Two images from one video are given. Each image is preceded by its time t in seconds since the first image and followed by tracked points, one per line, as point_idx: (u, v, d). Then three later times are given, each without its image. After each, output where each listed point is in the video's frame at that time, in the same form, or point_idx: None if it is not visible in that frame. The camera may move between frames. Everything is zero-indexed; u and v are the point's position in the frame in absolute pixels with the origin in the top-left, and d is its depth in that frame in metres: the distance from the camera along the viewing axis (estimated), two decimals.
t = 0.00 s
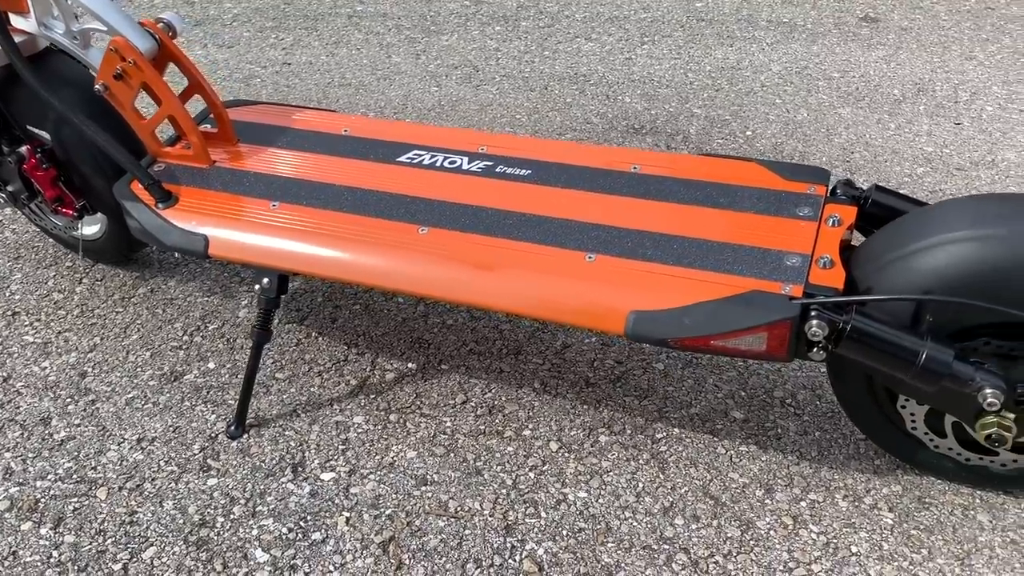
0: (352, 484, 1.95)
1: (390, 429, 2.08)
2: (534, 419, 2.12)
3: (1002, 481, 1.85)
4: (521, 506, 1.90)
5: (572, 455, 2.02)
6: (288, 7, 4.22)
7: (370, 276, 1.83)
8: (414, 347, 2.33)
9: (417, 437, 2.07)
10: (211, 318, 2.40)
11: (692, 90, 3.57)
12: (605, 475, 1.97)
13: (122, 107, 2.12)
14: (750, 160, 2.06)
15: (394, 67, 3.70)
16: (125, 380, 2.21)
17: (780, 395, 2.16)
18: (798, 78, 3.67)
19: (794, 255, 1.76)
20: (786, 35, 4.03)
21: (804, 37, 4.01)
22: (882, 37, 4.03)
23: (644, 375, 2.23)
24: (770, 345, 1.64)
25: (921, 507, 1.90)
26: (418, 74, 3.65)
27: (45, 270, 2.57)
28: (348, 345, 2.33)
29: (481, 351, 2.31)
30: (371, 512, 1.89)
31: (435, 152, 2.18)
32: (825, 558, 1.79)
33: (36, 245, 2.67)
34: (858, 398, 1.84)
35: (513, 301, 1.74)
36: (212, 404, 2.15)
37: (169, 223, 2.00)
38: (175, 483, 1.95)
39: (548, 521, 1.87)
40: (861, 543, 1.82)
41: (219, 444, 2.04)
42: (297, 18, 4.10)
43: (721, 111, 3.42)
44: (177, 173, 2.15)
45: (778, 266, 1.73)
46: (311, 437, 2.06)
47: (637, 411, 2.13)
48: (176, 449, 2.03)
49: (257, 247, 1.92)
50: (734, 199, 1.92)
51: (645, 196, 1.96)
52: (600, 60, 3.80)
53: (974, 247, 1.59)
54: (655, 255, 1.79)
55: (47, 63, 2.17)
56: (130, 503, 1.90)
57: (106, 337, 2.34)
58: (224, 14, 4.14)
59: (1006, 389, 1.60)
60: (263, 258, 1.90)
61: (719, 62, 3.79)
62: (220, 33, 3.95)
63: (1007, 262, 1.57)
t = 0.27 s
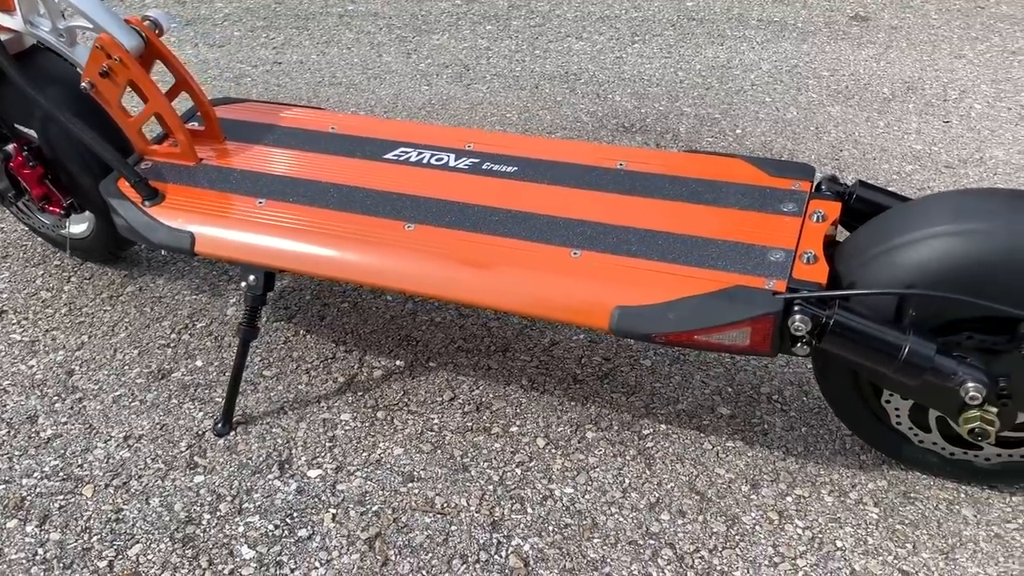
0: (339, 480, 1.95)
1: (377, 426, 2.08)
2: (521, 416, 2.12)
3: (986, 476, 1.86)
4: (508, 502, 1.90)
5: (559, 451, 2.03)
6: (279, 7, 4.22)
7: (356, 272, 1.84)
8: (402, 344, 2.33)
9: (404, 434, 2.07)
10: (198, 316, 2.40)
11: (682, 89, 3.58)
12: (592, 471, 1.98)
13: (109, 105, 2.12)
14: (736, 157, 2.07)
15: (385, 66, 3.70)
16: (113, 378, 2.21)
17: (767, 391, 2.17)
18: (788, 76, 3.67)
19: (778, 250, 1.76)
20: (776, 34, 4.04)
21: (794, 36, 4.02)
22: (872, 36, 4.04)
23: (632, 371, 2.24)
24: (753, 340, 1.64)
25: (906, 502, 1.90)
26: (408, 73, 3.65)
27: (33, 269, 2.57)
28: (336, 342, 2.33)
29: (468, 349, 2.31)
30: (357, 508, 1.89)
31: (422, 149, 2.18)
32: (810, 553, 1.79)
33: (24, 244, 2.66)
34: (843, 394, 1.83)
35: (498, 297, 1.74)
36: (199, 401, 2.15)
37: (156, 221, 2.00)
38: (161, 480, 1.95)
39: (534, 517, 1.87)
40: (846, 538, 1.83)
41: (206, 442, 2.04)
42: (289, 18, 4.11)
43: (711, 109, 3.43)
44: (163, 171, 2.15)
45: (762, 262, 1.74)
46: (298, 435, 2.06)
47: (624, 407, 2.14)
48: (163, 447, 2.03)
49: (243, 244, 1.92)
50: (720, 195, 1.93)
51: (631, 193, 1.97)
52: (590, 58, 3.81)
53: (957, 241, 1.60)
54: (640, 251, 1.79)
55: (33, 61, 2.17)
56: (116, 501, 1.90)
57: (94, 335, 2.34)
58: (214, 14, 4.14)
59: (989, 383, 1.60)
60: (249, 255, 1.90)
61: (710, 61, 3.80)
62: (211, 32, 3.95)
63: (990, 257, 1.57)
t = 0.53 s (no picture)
0: (325, 478, 1.95)
1: (364, 424, 2.09)
2: (508, 413, 2.12)
3: (969, 471, 1.86)
4: (494, 499, 1.91)
5: (545, 448, 2.03)
6: (270, 7, 4.22)
7: (341, 269, 1.84)
8: (389, 342, 2.33)
9: (391, 431, 2.07)
10: (186, 315, 2.40)
11: (671, 88, 3.59)
12: (578, 467, 1.98)
13: (95, 103, 2.12)
14: (721, 153, 2.07)
15: (375, 65, 3.70)
16: (99, 377, 2.21)
17: (753, 387, 2.17)
18: (778, 75, 3.68)
19: (761, 246, 1.77)
20: (766, 33, 4.05)
21: (784, 35, 4.03)
22: (862, 34, 4.05)
23: (619, 368, 2.24)
24: (736, 335, 1.65)
25: (890, 497, 1.91)
26: (398, 72, 3.66)
27: (20, 269, 2.56)
28: (323, 341, 2.33)
29: (456, 346, 2.31)
30: (343, 505, 1.89)
31: (409, 147, 2.18)
32: (795, 548, 1.80)
33: (12, 243, 2.66)
34: (828, 389, 1.84)
35: (483, 294, 1.75)
36: (186, 400, 2.15)
37: (142, 219, 2.00)
38: (147, 478, 1.95)
39: (520, 513, 1.87)
40: (831, 533, 1.83)
41: (192, 440, 2.04)
42: (279, 18, 4.11)
43: (700, 108, 3.44)
44: (149, 169, 2.15)
45: (745, 257, 1.74)
46: (284, 432, 2.06)
47: (611, 404, 2.14)
48: (149, 445, 2.03)
49: (228, 242, 1.92)
50: (704, 191, 1.94)
51: (616, 189, 1.97)
52: (580, 58, 3.82)
53: (939, 237, 1.60)
54: (624, 248, 1.80)
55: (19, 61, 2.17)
56: (102, 499, 1.90)
57: (81, 334, 2.34)
58: (205, 14, 4.14)
59: (970, 378, 1.61)
60: (234, 253, 1.90)
61: (699, 60, 3.81)
62: (202, 32, 3.95)
63: (973, 252, 1.57)
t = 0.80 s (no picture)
0: (311, 476, 1.95)
1: (351, 422, 2.08)
2: (495, 411, 2.12)
3: (954, 466, 1.87)
4: (480, 496, 1.91)
5: (532, 445, 2.03)
6: (261, 7, 4.22)
7: (326, 267, 1.84)
8: (377, 341, 2.33)
9: (377, 429, 2.07)
10: (174, 314, 2.40)
11: (661, 87, 3.59)
12: (564, 464, 1.98)
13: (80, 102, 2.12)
14: (706, 150, 2.08)
15: (365, 65, 3.70)
16: (86, 376, 2.20)
17: (740, 384, 2.18)
18: (767, 74, 3.69)
19: (744, 242, 1.77)
20: (756, 32, 4.06)
21: (774, 34, 4.04)
22: (851, 33, 4.06)
23: (606, 366, 2.25)
24: (719, 331, 1.65)
25: (876, 493, 1.91)
26: (389, 72, 3.66)
27: (8, 269, 2.56)
28: (311, 339, 2.33)
29: (444, 345, 2.32)
30: (329, 503, 1.89)
31: (395, 145, 2.19)
32: (780, 544, 1.80)
33: None
34: (812, 385, 1.84)
35: (467, 291, 1.75)
36: (172, 399, 2.14)
37: (128, 218, 2.00)
38: (133, 477, 1.95)
39: (506, 510, 1.87)
40: (816, 528, 1.83)
41: (178, 439, 2.04)
42: (270, 18, 4.11)
43: (690, 107, 3.44)
44: (135, 168, 2.15)
45: (729, 254, 1.75)
46: (270, 431, 2.06)
47: (598, 401, 2.15)
48: (135, 444, 2.03)
49: (213, 240, 1.92)
50: (689, 188, 1.94)
51: (601, 187, 1.98)
52: (571, 57, 3.82)
53: (922, 232, 1.61)
54: (608, 245, 1.81)
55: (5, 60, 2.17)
56: (87, 498, 1.90)
57: (68, 334, 2.33)
58: (195, 14, 4.13)
59: (953, 373, 1.61)
60: (219, 251, 1.91)
61: (689, 59, 3.81)
62: (192, 33, 3.95)
63: (955, 248, 1.58)
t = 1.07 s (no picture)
0: (298, 474, 1.94)
1: (338, 421, 2.08)
2: (483, 408, 2.12)
3: (940, 462, 1.87)
4: (467, 493, 1.90)
5: (519, 443, 2.03)
6: (252, 7, 4.22)
7: (312, 265, 1.84)
8: (365, 339, 2.32)
9: (365, 428, 2.06)
10: (162, 313, 2.40)
11: (651, 86, 3.60)
12: (552, 461, 1.98)
13: (67, 101, 2.11)
14: (693, 147, 2.08)
15: (356, 65, 3.70)
16: (73, 376, 2.20)
17: (728, 381, 2.18)
18: (758, 73, 3.70)
19: (730, 239, 1.78)
20: (747, 31, 4.07)
21: (764, 33, 4.05)
22: (841, 32, 4.07)
23: (594, 363, 2.25)
24: (704, 327, 1.65)
25: (863, 488, 1.91)
26: (379, 71, 3.66)
27: None
28: (299, 338, 2.32)
29: (432, 343, 2.31)
30: (315, 501, 1.88)
31: (382, 143, 2.19)
32: (767, 540, 1.80)
33: None
34: (798, 381, 1.84)
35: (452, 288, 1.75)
36: (159, 398, 2.14)
37: (114, 217, 1.99)
38: (119, 476, 1.94)
39: (493, 508, 1.87)
40: (803, 524, 1.83)
41: (165, 438, 2.04)
42: (260, 18, 4.11)
43: (680, 106, 3.45)
44: (122, 167, 2.15)
45: (714, 250, 1.75)
46: (257, 430, 2.06)
47: (586, 398, 2.15)
48: (121, 443, 2.02)
49: (199, 238, 1.92)
50: (675, 185, 1.95)
51: (587, 183, 1.98)
52: (561, 56, 3.83)
53: (905, 227, 1.61)
54: (594, 242, 1.81)
55: None
56: (73, 497, 1.89)
57: (55, 333, 2.33)
58: (186, 14, 4.13)
59: (937, 368, 1.62)
60: (205, 249, 1.90)
61: (680, 58, 3.82)
62: (182, 33, 3.94)
63: (938, 243, 1.58)
